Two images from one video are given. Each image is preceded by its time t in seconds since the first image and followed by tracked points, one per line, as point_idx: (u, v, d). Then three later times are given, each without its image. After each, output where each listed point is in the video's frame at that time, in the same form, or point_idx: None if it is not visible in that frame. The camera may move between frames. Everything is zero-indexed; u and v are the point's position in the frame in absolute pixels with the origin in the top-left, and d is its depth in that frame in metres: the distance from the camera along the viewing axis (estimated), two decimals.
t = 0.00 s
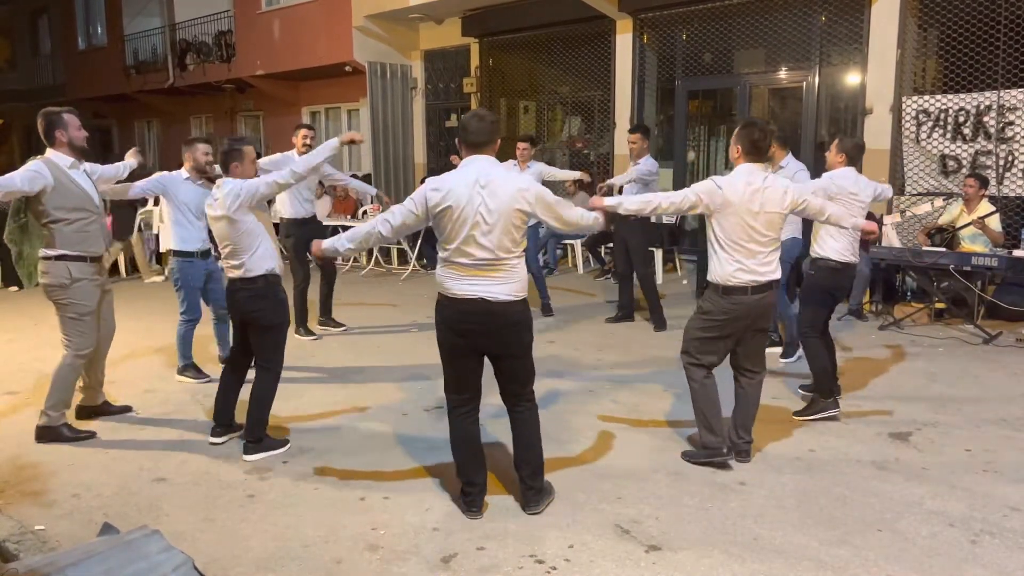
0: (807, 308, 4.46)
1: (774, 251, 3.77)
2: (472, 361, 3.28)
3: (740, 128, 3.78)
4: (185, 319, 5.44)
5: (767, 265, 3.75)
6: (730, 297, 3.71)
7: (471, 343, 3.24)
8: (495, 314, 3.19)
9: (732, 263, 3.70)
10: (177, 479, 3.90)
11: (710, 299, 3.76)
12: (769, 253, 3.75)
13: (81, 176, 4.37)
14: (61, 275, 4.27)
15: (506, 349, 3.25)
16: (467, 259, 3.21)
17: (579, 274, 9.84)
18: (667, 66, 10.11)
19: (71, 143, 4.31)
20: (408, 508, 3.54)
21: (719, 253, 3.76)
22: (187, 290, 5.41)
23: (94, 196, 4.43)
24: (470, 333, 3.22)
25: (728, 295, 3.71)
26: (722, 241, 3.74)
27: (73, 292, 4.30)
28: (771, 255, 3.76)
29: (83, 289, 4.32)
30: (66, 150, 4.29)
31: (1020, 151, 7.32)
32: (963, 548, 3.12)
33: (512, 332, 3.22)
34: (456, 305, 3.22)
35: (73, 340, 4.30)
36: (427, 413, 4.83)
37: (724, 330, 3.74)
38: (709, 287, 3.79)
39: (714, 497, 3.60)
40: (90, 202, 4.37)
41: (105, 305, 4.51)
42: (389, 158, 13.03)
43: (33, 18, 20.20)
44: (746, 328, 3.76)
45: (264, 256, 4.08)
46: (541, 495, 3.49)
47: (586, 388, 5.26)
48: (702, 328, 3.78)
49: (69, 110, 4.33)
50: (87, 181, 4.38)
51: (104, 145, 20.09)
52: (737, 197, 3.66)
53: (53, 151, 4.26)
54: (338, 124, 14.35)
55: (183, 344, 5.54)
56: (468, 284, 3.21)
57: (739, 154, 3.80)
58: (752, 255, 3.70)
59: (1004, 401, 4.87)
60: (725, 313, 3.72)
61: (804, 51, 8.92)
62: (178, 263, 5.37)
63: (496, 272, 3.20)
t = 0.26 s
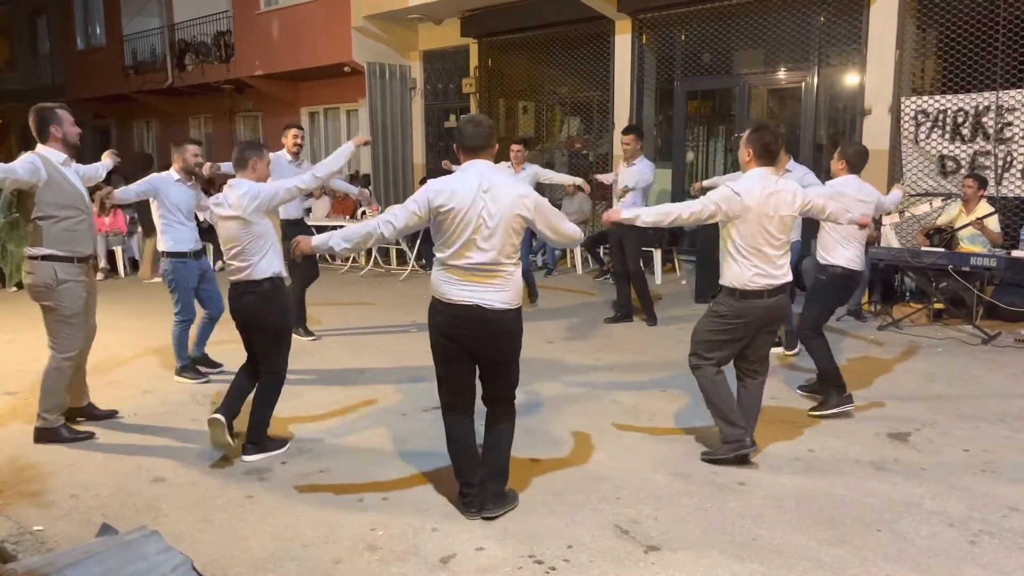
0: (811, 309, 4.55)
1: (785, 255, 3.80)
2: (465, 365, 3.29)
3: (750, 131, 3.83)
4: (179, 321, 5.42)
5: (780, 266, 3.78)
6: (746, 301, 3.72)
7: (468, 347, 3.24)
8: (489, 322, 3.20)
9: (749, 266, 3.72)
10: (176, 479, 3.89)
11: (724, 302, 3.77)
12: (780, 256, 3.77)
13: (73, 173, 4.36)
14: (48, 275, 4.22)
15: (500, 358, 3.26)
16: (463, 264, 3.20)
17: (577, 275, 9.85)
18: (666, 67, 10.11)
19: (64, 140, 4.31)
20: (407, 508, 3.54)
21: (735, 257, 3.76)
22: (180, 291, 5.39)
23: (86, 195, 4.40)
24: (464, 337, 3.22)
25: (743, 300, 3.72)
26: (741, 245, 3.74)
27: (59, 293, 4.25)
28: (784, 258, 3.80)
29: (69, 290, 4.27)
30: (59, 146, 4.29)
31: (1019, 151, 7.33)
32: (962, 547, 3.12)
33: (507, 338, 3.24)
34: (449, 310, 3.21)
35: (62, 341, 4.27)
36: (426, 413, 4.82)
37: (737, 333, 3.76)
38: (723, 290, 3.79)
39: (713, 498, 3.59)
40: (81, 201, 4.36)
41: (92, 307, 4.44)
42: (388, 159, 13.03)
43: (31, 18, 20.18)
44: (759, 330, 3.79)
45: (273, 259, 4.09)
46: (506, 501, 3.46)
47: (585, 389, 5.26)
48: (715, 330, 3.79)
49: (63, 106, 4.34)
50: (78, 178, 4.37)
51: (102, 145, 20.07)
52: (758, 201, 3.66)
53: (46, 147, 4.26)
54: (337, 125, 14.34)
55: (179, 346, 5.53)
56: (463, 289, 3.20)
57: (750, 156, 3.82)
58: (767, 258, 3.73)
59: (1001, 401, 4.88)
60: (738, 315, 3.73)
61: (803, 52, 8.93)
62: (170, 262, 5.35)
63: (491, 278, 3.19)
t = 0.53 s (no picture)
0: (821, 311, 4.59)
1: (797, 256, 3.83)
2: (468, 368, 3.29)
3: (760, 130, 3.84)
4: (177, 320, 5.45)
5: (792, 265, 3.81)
6: (768, 298, 3.73)
7: (472, 349, 3.23)
8: (491, 322, 3.18)
9: (767, 266, 3.73)
10: (174, 480, 3.89)
11: (745, 302, 3.75)
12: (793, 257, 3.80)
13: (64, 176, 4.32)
14: (45, 278, 4.20)
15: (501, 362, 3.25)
16: (464, 261, 3.20)
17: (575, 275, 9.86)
18: (664, 67, 10.11)
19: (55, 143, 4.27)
20: (406, 509, 3.54)
21: (755, 257, 3.74)
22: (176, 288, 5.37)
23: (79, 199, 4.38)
24: (465, 339, 3.22)
25: (765, 297, 3.73)
26: (759, 244, 3.74)
27: (57, 296, 4.23)
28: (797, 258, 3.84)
29: (65, 293, 4.26)
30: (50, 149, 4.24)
31: (1017, 152, 7.34)
32: (959, 548, 3.13)
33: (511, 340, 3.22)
34: (451, 312, 3.21)
35: (61, 343, 4.27)
36: (424, 414, 4.83)
37: (763, 331, 3.75)
38: (743, 290, 3.77)
39: (711, 499, 3.59)
40: (75, 205, 4.34)
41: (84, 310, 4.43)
42: (387, 159, 13.03)
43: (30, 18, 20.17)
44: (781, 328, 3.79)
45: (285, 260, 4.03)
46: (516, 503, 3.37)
47: (584, 390, 5.27)
48: (740, 337, 3.76)
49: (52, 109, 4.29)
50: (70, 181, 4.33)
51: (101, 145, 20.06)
52: (774, 201, 3.68)
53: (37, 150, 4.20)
54: (336, 125, 14.34)
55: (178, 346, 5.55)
56: (462, 287, 3.19)
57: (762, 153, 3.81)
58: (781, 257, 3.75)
59: (999, 402, 4.89)
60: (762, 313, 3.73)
61: (801, 53, 8.94)
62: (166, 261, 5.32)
63: (492, 275, 3.19)
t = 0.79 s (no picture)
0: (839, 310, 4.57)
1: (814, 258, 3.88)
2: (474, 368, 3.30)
3: (769, 132, 3.84)
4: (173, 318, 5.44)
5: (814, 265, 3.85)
6: (801, 300, 3.75)
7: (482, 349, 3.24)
8: (494, 321, 3.17)
9: (795, 268, 3.74)
10: (173, 481, 3.89)
11: (776, 309, 3.74)
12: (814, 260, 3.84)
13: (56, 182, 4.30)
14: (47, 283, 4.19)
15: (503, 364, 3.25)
16: (468, 260, 3.21)
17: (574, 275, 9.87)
18: (663, 68, 10.11)
19: (48, 149, 4.25)
20: (406, 510, 3.54)
21: (782, 257, 3.74)
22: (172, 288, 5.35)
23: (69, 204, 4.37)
24: (468, 339, 3.23)
25: (799, 300, 3.74)
26: (787, 244, 3.74)
27: (58, 297, 4.24)
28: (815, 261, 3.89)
29: (64, 294, 4.28)
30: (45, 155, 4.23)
31: (1015, 153, 7.34)
32: (957, 548, 3.13)
33: (515, 342, 3.21)
34: (458, 311, 3.23)
35: (64, 342, 4.28)
36: (424, 414, 4.82)
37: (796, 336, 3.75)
38: (774, 296, 3.76)
39: (710, 499, 3.59)
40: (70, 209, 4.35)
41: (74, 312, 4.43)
42: (386, 160, 13.03)
43: (28, 18, 20.19)
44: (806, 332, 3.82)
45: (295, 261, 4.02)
46: (514, 511, 3.33)
47: (583, 390, 5.27)
48: (780, 341, 3.73)
49: (48, 115, 4.28)
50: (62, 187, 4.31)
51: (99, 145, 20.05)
52: (791, 204, 3.72)
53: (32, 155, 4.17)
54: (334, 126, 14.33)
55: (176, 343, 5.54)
56: (467, 286, 3.21)
57: (775, 154, 3.81)
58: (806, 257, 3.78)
59: (998, 403, 4.89)
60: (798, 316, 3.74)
61: (800, 54, 8.94)
62: (160, 260, 5.29)
63: (495, 274, 3.18)
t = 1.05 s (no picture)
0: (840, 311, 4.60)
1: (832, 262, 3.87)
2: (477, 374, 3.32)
3: (775, 140, 3.87)
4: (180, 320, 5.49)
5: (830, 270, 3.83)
6: (820, 306, 3.73)
7: (482, 358, 3.27)
8: (497, 330, 3.19)
9: (815, 272, 3.73)
10: (172, 481, 3.89)
11: (792, 313, 3.72)
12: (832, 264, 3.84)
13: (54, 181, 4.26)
14: (52, 282, 4.20)
15: (506, 371, 3.26)
16: (470, 270, 3.23)
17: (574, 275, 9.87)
18: (662, 69, 10.12)
19: (47, 149, 4.22)
20: (405, 510, 3.54)
21: (801, 262, 3.73)
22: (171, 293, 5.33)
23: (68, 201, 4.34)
24: (474, 347, 3.27)
25: (817, 305, 3.73)
26: (808, 249, 3.73)
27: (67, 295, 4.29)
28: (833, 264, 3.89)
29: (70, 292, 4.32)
30: (45, 155, 4.21)
31: (1013, 154, 7.35)
32: (956, 549, 3.13)
33: (519, 349, 3.21)
34: (467, 322, 3.26)
35: (78, 337, 4.34)
36: (423, 415, 4.82)
37: (808, 342, 3.74)
38: (795, 299, 3.72)
39: (710, 500, 3.60)
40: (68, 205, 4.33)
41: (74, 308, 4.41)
42: (385, 160, 13.04)
43: (27, 18, 20.19)
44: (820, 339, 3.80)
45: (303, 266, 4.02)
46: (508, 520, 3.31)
47: (583, 390, 5.27)
48: (793, 346, 3.72)
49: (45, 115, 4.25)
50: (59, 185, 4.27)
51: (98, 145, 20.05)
52: (804, 209, 3.68)
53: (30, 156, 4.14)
54: (333, 126, 14.33)
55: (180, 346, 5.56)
56: (470, 296, 3.24)
57: (787, 161, 3.83)
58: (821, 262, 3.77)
59: (997, 403, 4.89)
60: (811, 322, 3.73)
61: (798, 55, 8.95)
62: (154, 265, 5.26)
63: (495, 284, 3.19)
